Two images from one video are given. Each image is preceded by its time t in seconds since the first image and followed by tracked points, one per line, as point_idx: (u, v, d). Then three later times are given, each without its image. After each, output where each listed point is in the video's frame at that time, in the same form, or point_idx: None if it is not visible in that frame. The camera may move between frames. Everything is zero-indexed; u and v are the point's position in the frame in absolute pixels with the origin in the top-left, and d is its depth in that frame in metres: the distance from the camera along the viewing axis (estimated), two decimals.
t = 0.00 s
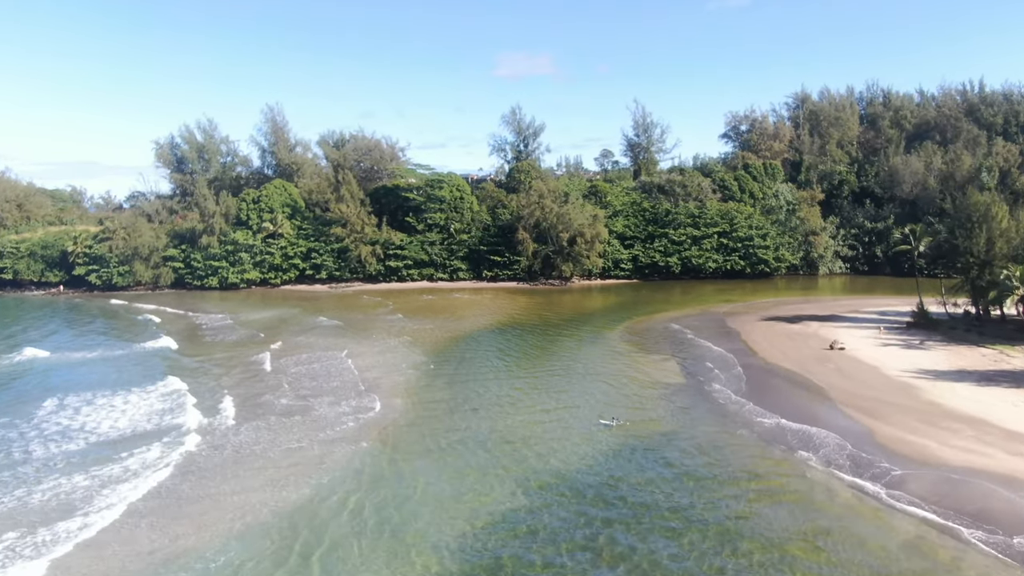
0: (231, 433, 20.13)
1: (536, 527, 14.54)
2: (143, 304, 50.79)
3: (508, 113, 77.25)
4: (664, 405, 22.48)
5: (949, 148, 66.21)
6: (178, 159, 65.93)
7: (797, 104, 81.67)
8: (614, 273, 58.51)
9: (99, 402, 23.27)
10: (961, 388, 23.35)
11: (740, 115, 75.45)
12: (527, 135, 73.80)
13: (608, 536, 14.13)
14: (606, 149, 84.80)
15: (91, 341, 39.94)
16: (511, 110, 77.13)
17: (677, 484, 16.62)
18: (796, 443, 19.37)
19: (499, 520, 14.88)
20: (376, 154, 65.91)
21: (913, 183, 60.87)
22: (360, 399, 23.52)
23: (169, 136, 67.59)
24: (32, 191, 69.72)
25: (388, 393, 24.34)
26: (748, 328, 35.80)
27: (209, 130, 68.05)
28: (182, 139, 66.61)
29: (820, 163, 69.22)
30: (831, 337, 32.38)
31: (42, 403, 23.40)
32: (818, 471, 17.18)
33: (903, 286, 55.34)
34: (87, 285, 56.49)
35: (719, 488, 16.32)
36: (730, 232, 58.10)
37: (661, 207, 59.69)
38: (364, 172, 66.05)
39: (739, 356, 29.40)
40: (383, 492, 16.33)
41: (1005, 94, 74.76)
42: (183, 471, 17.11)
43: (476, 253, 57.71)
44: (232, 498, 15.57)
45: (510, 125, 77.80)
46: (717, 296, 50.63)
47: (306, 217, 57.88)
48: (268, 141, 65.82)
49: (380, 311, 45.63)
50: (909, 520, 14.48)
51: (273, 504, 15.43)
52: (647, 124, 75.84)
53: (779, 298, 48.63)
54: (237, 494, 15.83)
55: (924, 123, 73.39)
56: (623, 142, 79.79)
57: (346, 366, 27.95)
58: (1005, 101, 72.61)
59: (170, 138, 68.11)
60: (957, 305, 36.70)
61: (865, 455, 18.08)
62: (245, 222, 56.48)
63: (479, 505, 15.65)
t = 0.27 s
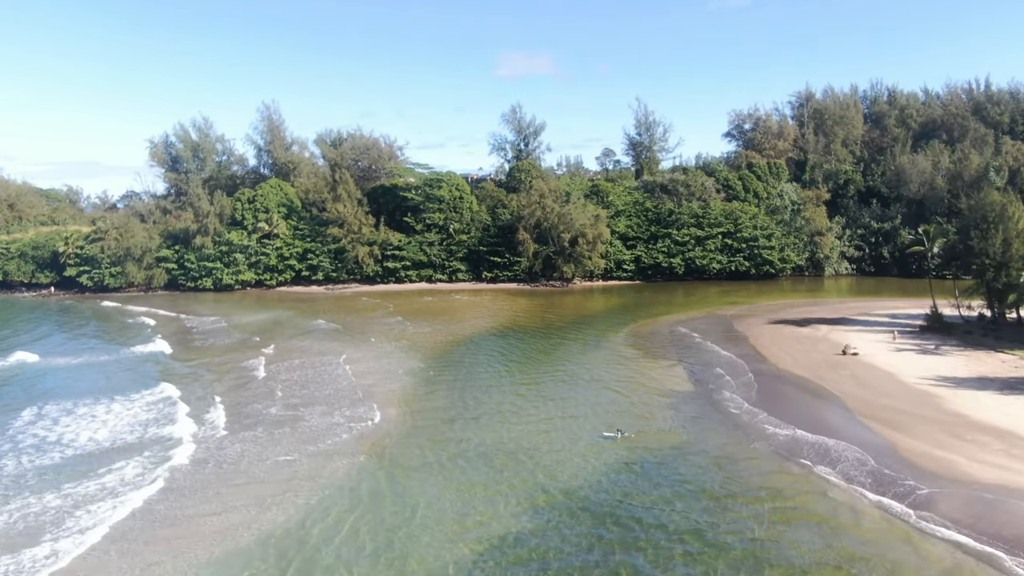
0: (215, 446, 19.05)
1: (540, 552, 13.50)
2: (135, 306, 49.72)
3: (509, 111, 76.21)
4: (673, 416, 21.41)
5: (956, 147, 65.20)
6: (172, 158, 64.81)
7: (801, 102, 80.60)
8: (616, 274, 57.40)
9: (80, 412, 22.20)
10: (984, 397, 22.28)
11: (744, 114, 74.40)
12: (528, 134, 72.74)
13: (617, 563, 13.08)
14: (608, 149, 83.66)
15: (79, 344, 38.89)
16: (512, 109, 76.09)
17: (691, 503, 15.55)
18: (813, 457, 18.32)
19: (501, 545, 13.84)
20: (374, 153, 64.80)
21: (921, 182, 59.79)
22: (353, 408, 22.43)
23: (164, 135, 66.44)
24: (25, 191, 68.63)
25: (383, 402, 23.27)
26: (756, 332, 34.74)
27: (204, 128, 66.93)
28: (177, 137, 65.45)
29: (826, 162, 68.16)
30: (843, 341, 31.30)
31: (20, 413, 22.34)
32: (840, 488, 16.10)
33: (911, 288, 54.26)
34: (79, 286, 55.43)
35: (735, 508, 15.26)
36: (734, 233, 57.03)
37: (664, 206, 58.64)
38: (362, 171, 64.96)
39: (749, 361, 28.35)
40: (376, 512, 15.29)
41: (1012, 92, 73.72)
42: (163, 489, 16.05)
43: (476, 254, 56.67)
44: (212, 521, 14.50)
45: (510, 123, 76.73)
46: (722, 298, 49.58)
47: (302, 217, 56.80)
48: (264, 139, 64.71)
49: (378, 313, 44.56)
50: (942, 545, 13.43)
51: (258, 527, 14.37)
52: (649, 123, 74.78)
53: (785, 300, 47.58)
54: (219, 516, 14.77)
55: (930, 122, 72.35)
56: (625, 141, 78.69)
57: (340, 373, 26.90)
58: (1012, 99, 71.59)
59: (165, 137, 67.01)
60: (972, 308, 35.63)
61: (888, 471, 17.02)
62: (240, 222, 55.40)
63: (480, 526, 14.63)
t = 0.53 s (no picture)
0: (198, 461, 17.95)
1: None
2: (127, 308, 48.63)
3: (509, 110, 75.11)
4: (683, 427, 20.32)
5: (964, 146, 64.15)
6: (167, 158, 63.64)
7: (805, 101, 79.50)
8: (619, 275, 56.29)
9: (58, 423, 21.13)
10: (1009, 407, 21.22)
11: (747, 112, 73.32)
12: (528, 133, 71.66)
13: None
14: (609, 148, 82.52)
15: (67, 348, 37.81)
16: (512, 107, 74.98)
17: (706, 524, 14.48)
18: (833, 472, 17.24)
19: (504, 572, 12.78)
20: (372, 152, 63.68)
21: (928, 181, 58.74)
22: (346, 418, 21.36)
23: (158, 133, 65.28)
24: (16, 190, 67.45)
25: (378, 411, 22.20)
26: (764, 336, 33.68)
27: (199, 127, 65.77)
28: (171, 136, 64.28)
29: (830, 161, 67.08)
30: (856, 346, 30.23)
31: None
32: (866, 507, 15.02)
33: (919, 289, 53.20)
34: (69, 288, 54.31)
35: (754, 530, 14.17)
36: (739, 233, 55.94)
37: (667, 206, 57.57)
38: (359, 171, 63.84)
39: (760, 367, 27.30)
40: (370, 535, 14.23)
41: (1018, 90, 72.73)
42: (140, 510, 14.97)
43: (475, 255, 55.61)
44: (191, 548, 13.44)
45: (510, 122, 75.63)
46: (726, 299, 48.52)
47: (298, 217, 55.71)
48: (260, 138, 63.55)
49: (375, 315, 43.51)
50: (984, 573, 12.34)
51: (240, 554, 13.32)
52: (651, 122, 73.68)
53: (792, 302, 46.50)
54: (198, 541, 13.72)
55: (936, 121, 71.33)
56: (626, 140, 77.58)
57: (333, 379, 25.83)
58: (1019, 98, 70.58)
59: (159, 136, 65.86)
60: (987, 312, 34.53)
61: (915, 489, 15.94)
62: (235, 222, 54.33)
63: (483, 550, 13.59)
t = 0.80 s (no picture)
0: (179, 477, 16.90)
1: None
2: (118, 311, 47.56)
3: (509, 108, 74.01)
4: (693, 439, 19.28)
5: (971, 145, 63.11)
6: (160, 157, 62.45)
7: (809, 99, 78.42)
8: (621, 276, 55.18)
9: (34, 436, 20.06)
10: None
11: (750, 110, 72.27)
12: (528, 132, 70.54)
13: None
14: (610, 147, 81.35)
15: (54, 353, 36.75)
16: (512, 106, 73.86)
17: (722, 548, 13.45)
18: (855, 489, 16.21)
19: None
20: (369, 150, 62.59)
21: (936, 180, 57.68)
22: (338, 429, 20.31)
23: (152, 132, 64.05)
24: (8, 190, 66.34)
25: (372, 422, 21.13)
26: (773, 340, 32.63)
27: (193, 125, 64.62)
28: (165, 135, 63.03)
29: (836, 159, 65.99)
30: (869, 351, 29.17)
31: None
32: (893, 530, 13.98)
33: (927, 291, 52.16)
34: (60, 290, 53.24)
35: (775, 556, 13.14)
36: (743, 233, 54.91)
37: (670, 206, 56.51)
38: (356, 170, 62.76)
39: (771, 373, 26.23)
40: (361, 561, 13.20)
41: None
42: (112, 534, 13.90)
43: (475, 255, 54.53)
44: None
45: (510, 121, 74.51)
46: (731, 301, 47.44)
47: (294, 217, 54.64)
48: (255, 136, 62.37)
49: (371, 318, 42.44)
50: None
51: None
52: (653, 120, 72.62)
53: (798, 304, 45.44)
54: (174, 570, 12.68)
55: (942, 119, 70.30)
56: (628, 138, 76.46)
57: (326, 387, 24.77)
58: None
59: (153, 134, 64.67)
60: (1002, 314, 33.50)
61: (945, 510, 14.89)
62: (229, 223, 53.25)
63: None
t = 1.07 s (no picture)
0: (158, 495, 15.82)
1: None
2: (108, 313, 46.45)
3: (509, 107, 72.90)
4: (705, 453, 18.20)
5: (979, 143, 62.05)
6: (154, 156, 61.06)
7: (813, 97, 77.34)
8: (623, 278, 54.07)
9: (8, 450, 18.96)
10: None
11: (754, 109, 71.22)
12: (529, 130, 69.44)
13: None
14: (611, 146, 80.21)
15: (40, 357, 35.66)
16: (512, 104, 72.74)
17: None
18: (882, 508, 15.13)
19: None
20: (367, 149, 61.45)
21: (944, 179, 56.57)
22: (329, 442, 19.23)
23: (145, 131, 62.87)
24: None
25: (365, 434, 20.00)
26: (783, 344, 31.52)
27: (187, 124, 63.36)
28: (158, 133, 61.83)
29: (841, 158, 64.96)
30: (884, 356, 28.08)
31: None
32: (926, 556, 12.92)
33: (935, 292, 51.12)
34: (50, 292, 52.13)
35: None
36: (748, 234, 53.83)
37: (673, 206, 55.43)
38: (354, 169, 61.68)
39: (783, 379, 25.13)
40: None
41: None
42: (81, 562, 12.81)
43: (474, 256, 53.44)
44: None
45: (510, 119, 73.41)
46: (737, 303, 46.33)
47: (289, 217, 53.54)
48: (250, 135, 61.15)
49: (368, 321, 41.34)
50: None
51: None
52: (655, 119, 71.55)
53: (806, 306, 44.34)
54: None
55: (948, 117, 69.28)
56: (630, 137, 75.33)
57: (318, 395, 23.65)
58: None
59: (146, 133, 63.28)
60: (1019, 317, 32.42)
61: (981, 533, 13.80)
62: (223, 223, 52.14)
63: None
